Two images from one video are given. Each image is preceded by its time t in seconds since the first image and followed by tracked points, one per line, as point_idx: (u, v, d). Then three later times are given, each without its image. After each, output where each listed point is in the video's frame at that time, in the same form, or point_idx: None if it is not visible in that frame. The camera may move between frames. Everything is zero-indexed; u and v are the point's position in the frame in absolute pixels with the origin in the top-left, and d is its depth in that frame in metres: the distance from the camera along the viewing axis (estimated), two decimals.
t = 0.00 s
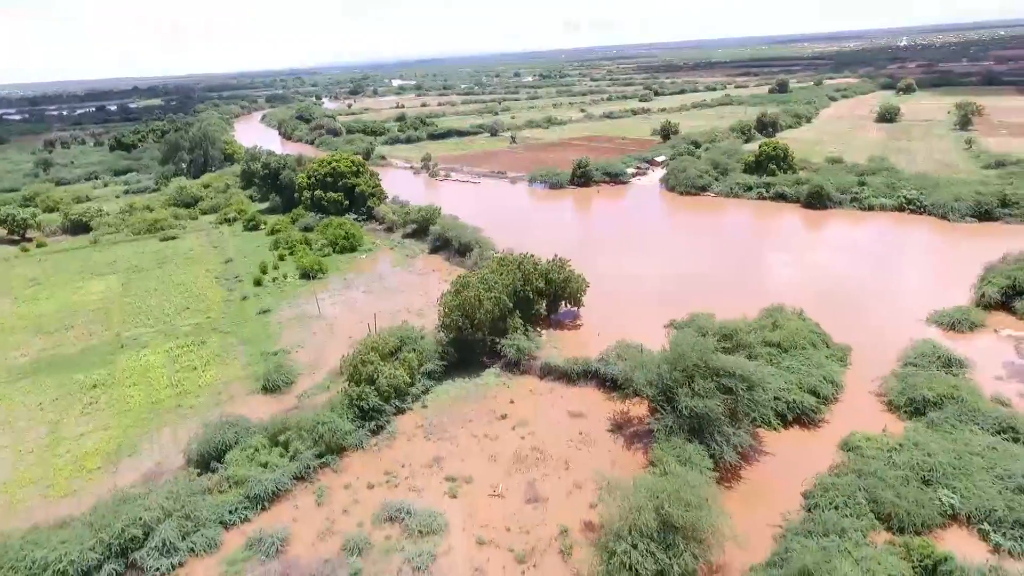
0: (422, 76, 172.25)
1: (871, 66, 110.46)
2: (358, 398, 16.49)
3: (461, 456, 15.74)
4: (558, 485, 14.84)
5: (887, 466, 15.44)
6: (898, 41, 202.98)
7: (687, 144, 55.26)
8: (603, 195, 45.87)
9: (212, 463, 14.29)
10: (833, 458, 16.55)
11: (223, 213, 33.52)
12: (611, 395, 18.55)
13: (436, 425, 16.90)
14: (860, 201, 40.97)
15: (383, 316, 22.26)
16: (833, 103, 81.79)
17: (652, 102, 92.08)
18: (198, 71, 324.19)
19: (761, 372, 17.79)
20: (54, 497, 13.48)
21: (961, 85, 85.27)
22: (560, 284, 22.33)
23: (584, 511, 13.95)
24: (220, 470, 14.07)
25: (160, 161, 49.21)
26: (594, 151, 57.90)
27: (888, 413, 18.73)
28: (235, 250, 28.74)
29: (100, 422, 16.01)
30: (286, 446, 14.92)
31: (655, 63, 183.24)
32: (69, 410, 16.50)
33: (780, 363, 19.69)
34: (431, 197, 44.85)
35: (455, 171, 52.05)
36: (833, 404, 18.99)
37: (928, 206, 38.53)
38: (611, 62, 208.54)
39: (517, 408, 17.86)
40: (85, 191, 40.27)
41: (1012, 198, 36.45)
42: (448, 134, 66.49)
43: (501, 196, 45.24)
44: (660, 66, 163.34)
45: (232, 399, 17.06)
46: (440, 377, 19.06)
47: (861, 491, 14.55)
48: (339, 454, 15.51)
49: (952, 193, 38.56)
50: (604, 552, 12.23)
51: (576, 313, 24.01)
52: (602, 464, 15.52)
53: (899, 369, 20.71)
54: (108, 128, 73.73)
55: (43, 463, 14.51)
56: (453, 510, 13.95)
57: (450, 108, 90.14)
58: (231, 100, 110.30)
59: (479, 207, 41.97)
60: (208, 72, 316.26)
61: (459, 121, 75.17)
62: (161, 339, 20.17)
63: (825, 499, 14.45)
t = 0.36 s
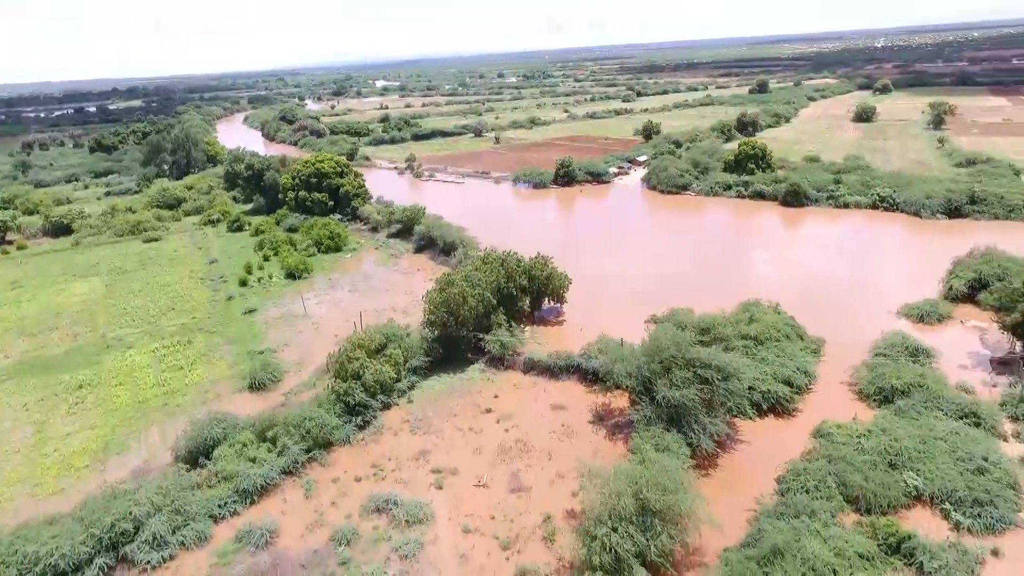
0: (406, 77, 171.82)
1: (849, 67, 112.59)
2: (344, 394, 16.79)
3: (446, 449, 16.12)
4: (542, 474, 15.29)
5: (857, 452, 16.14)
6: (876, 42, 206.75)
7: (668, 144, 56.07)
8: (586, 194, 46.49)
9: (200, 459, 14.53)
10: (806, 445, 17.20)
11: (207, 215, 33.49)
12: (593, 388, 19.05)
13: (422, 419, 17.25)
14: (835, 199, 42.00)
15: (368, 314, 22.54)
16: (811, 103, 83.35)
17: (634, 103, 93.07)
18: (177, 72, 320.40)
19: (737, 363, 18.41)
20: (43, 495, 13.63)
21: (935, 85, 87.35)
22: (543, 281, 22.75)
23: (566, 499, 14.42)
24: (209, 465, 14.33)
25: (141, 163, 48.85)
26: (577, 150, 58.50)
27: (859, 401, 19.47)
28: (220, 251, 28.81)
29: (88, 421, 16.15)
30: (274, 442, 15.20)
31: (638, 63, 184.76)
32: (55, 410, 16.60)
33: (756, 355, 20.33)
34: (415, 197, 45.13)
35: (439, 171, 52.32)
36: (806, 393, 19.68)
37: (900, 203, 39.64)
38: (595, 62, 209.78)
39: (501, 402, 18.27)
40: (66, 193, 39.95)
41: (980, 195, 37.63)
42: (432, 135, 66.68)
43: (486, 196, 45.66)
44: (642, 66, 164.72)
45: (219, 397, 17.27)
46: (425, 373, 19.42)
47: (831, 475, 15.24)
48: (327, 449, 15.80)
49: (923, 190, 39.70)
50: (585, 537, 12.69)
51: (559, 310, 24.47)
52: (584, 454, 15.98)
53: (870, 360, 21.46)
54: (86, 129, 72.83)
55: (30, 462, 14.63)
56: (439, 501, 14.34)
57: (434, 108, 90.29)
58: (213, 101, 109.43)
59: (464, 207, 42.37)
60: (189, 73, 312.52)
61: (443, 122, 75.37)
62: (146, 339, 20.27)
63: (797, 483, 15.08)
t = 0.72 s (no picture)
0: (390, 78, 171.80)
1: (827, 68, 114.66)
2: (331, 390, 17.09)
3: (432, 442, 16.49)
4: (526, 465, 15.71)
5: (828, 438, 16.81)
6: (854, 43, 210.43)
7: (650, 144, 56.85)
8: (569, 194, 47.03)
9: (188, 456, 14.76)
10: (780, 433, 17.82)
11: (190, 216, 33.43)
12: (576, 382, 19.50)
13: (408, 415, 17.58)
14: (812, 197, 42.98)
15: (354, 313, 22.80)
16: (791, 103, 84.82)
17: (617, 103, 94.02)
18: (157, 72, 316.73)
19: (713, 355, 18.99)
20: (32, 493, 13.77)
21: (910, 86, 89.35)
22: (527, 277, 23.14)
23: (550, 488, 14.86)
24: (198, 461, 14.57)
25: (123, 165, 48.50)
26: (561, 150, 59.08)
27: (831, 390, 20.18)
28: (204, 252, 28.84)
29: (75, 420, 16.27)
30: (263, 438, 15.47)
31: (621, 64, 186.41)
32: (41, 410, 16.68)
33: (733, 347, 20.96)
34: (400, 198, 45.38)
35: (424, 172, 52.57)
36: (782, 383, 20.33)
37: (875, 201, 40.71)
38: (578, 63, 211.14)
39: (486, 397, 18.66)
40: (47, 196, 39.63)
41: (951, 191, 38.81)
42: (416, 135, 66.86)
43: (469, 196, 45.93)
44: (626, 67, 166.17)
45: (206, 396, 17.45)
46: (411, 370, 19.74)
47: (803, 460, 15.90)
48: (314, 445, 16.08)
49: (896, 188, 40.81)
50: (567, 522, 13.15)
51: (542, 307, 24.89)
52: (567, 445, 16.43)
53: (843, 351, 22.21)
54: (65, 131, 71.94)
55: (17, 461, 14.74)
56: (426, 492, 14.70)
57: (419, 109, 90.40)
58: (195, 102, 108.56)
59: (447, 207, 42.64)
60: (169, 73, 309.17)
61: (427, 122, 75.56)
62: (131, 339, 20.36)
63: (770, 469, 15.69)
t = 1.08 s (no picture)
0: (373, 79, 171.12)
1: (805, 69, 116.61)
2: (317, 387, 17.32)
3: (418, 437, 16.80)
4: (510, 458, 16.08)
5: (802, 427, 17.43)
6: (832, 44, 213.90)
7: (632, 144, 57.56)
8: (551, 194, 47.42)
9: (175, 454, 14.91)
10: (756, 422, 18.39)
11: (172, 218, 33.31)
12: (558, 377, 19.90)
13: (393, 411, 17.86)
14: (790, 195, 43.91)
15: (339, 313, 23.00)
16: (770, 104, 86.29)
17: (600, 103, 94.83)
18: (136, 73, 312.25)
19: (691, 349, 19.51)
20: (17, 494, 13.83)
21: (885, 86, 91.43)
22: (510, 276, 23.49)
23: (533, 479, 15.25)
24: (185, 459, 14.72)
25: (103, 167, 48.07)
26: (544, 150, 59.55)
27: (806, 381, 20.83)
28: (187, 254, 28.80)
29: (59, 422, 16.31)
30: (249, 435, 15.67)
31: (604, 65, 187.71)
32: (25, 412, 16.67)
33: (711, 341, 21.53)
34: (384, 198, 45.52)
35: (407, 172, 52.73)
36: (758, 376, 20.92)
37: (850, 199, 41.79)
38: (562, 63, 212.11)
39: (470, 393, 18.99)
40: (25, 199, 39.15)
41: (922, 189, 40.01)
42: (400, 136, 66.93)
43: (453, 196, 46.09)
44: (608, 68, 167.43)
45: (191, 395, 17.56)
46: (396, 367, 20.00)
47: (777, 448, 16.48)
48: (300, 441, 16.30)
49: (870, 186, 41.90)
50: (550, 510, 13.54)
51: (525, 305, 25.23)
52: (550, 438, 16.82)
53: (817, 344, 22.90)
54: (42, 133, 70.87)
55: (2, 463, 14.78)
56: (412, 485, 15.00)
57: (402, 110, 90.42)
58: (175, 104, 107.35)
59: (431, 208, 42.75)
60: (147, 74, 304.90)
61: (411, 123, 75.62)
62: (115, 341, 20.37)
63: (746, 457, 16.25)
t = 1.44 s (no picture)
0: (351, 80, 170.17)
1: (778, 70, 118.92)
2: (299, 386, 17.54)
3: (399, 432, 17.11)
4: (490, 450, 16.48)
5: (771, 415, 18.13)
6: (804, 46, 218.20)
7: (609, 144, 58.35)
8: (530, 194, 47.90)
9: (158, 454, 15.04)
10: (728, 412, 19.05)
11: (148, 220, 33.05)
12: (537, 372, 20.34)
13: (375, 407, 18.13)
14: (762, 193, 45.02)
15: (320, 313, 23.16)
16: (744, 104, 87.97)
17: (578, 103, 95.69)
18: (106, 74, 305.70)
19: (665, 342, 20.11)
20: None
21: (855, 87, 93.78)
22: (489, 274, 23.87)
23: (513, 470, 15.67)
24: (167, 458, 14.86)
25: (75, 170, 47.36)
26: (523, 150, 60.04)
27: (776, 372, 21.59)
28: (164, 256, 28.66)
29: (38, 425, 16.29)
30: (232, 434, 15.85)
31: (582, 66, 189.16)
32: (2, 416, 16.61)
33: (684, 335, 22.18)
34: (363, 199, 45.59)
35: (386, 173, 52.82)
36: (730, 368, 21.61)
37: (820, 196, 43.01)
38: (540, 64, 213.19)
39: (451, 389, 19.34)
40: None
41: (888, 186, 41.37)
42: (379, 138, 66.89)
43: (433, 197, 46.29)
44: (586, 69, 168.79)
45: (172, 396, 17.63)
46: (377, 365, 20.26)
47: (748, 436, 17.14)
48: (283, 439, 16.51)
49: (839, 185, 43.17)
50: (528, 499, 13.97)
51: (505, 303, 25.64)
52: (529, 430, 17.26)
53: (787, 336, 23.70)
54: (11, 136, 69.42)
55: None
56: (394, 479, 15.31)
57: (381, 111, 90.32)
58: (148, 105, 105.66)
59: (410, 209, 42.93)
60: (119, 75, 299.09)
61: (390, 124, 75.60)
62: (93, 344, 20.31)
63: (718, 444, 16.88)
